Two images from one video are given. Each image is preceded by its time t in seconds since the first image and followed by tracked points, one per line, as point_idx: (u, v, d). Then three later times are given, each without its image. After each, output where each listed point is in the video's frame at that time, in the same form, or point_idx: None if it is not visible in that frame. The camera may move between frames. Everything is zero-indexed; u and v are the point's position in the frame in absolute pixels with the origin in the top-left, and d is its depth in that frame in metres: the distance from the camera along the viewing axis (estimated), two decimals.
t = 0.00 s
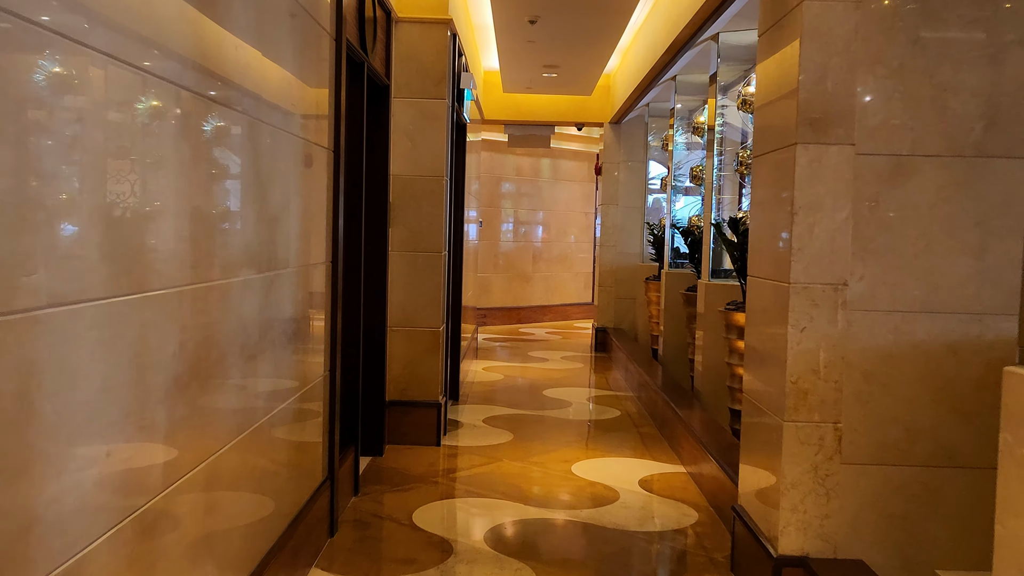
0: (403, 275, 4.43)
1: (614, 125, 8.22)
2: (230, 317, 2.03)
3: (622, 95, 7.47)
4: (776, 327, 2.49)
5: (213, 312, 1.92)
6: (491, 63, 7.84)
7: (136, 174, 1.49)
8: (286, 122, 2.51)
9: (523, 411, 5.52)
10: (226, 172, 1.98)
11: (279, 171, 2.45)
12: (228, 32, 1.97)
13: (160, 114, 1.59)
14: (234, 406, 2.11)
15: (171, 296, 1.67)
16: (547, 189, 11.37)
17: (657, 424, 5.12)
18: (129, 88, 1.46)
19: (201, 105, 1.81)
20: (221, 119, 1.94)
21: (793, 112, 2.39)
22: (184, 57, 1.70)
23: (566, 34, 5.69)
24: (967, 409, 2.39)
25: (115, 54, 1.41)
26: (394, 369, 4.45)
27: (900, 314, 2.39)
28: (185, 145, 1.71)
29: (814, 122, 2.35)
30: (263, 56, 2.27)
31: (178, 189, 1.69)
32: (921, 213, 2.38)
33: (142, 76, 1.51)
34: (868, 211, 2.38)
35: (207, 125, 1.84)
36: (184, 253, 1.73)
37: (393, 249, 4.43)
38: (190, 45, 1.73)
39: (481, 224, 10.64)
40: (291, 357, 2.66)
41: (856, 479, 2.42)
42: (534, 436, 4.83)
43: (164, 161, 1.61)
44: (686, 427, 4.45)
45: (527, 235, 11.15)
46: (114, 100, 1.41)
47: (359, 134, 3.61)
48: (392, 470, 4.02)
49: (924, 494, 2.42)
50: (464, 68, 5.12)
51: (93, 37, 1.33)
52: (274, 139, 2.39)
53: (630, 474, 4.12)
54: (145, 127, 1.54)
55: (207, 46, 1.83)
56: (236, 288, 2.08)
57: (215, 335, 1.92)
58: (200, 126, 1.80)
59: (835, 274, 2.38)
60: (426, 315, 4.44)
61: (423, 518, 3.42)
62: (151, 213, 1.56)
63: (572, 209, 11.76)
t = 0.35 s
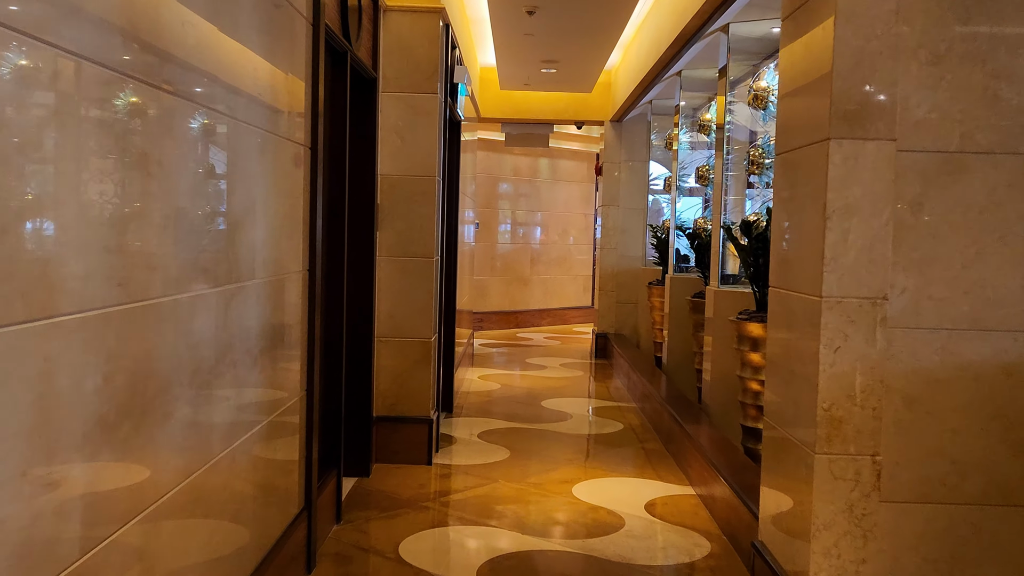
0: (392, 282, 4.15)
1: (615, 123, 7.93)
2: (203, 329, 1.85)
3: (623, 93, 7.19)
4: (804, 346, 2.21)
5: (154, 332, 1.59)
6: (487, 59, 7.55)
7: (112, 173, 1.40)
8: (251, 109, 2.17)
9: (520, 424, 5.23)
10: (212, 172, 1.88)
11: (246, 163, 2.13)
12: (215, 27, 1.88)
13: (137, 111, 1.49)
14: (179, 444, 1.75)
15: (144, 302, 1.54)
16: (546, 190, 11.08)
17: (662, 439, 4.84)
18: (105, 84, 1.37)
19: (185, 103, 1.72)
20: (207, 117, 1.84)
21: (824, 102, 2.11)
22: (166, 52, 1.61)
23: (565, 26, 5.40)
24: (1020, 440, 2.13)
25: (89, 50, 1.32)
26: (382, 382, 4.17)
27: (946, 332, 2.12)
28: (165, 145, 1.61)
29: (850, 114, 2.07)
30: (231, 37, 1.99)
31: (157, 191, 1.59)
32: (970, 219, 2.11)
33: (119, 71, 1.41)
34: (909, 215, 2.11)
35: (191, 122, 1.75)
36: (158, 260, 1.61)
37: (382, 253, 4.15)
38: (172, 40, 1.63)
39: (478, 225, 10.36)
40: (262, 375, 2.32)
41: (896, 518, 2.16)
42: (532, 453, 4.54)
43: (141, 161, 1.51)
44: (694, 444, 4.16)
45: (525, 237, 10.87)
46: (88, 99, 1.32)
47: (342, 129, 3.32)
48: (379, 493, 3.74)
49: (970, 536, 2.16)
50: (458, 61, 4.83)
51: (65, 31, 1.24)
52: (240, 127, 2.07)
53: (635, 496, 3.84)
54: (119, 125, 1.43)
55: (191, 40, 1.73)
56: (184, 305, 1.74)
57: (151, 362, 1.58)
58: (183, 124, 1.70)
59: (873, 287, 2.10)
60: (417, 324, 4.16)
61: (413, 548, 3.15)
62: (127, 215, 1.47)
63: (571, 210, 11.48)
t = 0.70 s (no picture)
0: (380, 282, 3.86)
1: (617, 118, 7.64)
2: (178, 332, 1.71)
3: (626, 86, 6.90)
4: (846, 356, 1.93)
5: (74, 345, 1.30)
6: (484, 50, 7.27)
7: (90, 166, 1.32)
8: (208, 85, 1.86)
9: (518, 433, 4.94)
10: (199, 167, 1.81)
11: (219, 150, 1.95)
12: (189, 9, 1.73)
13: (116, 100, 1.40)
14: (98, 487, 1.40)
15: (117, 302, 1.44)
16: (545, 188, 10.80)
17: (670, 448, 4.56)
18: (83, 74, 1.29)
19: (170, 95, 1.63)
20: (193, 109, 1.76)
21: (869, 74, 1.82)
22: (147, 40, 1.52)
23: (566, 13, 5.12)
24: None
25: (69, 35, 1.24)
26: (370, 389, 3.88)
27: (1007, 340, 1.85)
28: (146, 138, 1.52)
29: (901, 88, 1.78)
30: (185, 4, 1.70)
31: (139, 185, 1.50)
32: None
33: (96, 58, 1.33)
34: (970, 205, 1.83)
35: (174, 115, 1.66)
36: (134, 258, 1.50)
37: (370, 251, 3.86)
38: (153, 28, 1.54)
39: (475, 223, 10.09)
40: (220, 391, 2.00)
41: (950, 552, 1.88)
42: (531, 465, 4.26)
43: (121, 153, 1.43)
44: (704, 456, 3.88)
45: (523, 237, 10.59)
46: (63, 88, 1.23)
47: (324, 115, 3.02)
48: (367, 510, 3.46)
49: None
50: (452, 47, 4.53)
51: (39, 15, 1.16)
52: (220, 114, 1.93)
53: (644, 514, 3.56)
54: (101, 117, 1.36)
55: (173, 29, 1.64)
56: (114, 309, 1.43)
57: (62, 380, 1.27)
58: (166, 115, 1.61)
59: (926, 288, 1.82)
60: (408, 327, 3.87)
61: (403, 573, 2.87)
62: (107, 211, 1.39)
63: (571, 208, 11.18)
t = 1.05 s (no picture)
0: (365, 284, 3.58)
1: (619, 113, 7.39)
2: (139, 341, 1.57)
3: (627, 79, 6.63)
4: (896, 374, 1.66)
5: None
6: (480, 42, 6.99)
7: (64, 160, 1.27)
8: (155, 56, 1.59)
9: (515, 444, 4.66)
10: (183, 163, 1.76)
11: (204, 145, 1.88)
12: None
13: (92, 91, 1.34)
14: None
15: (75, 305, 1.34)
16: (543, 186, 10.51)
17: (676, 462, 4.28)
18: (61, 67, 1.24)
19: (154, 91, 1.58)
20: (178, 103, 1.72)
21: (926, 45, 1.56)
22: (126, 30, 1.46)
23: None
24: None
25: (47, 25, 1.20)
26: (354, 401, 3.59)
27: None
28: (125, 134, 1.47)
29: (966, 60, 1.52)
30: None
31: (119, 180, 1.46)
32: None
33: (75, 49, 1.28)
34: None
35: (158, 110, 1.62)
36: (100, 255, 1.41)
37: (354, 252, 3.57)
38: (132, 17, 1.48)
39: (472, 223, 9.80)
40: (162, 418, 1.71)
41: None
42: (528, 481, 3.98)
43: (100, 149, 1.38)
44: (715, 472, 3.60)
45: (520, 237, 10.30)
46: (39, 80, 1.18)
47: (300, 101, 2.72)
48: (350, 533, 3.18)
49: None
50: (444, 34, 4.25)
51: None
52: (204, 107, 1.88)
53: (650, 537, 3.28)
54: (79, 111, 1.31)
55: (156, 19, 1.59)
56: (7, 321, 1.14)
57: None
58: (146, 108, 1.56)
59: (993, 296, 1.56)
60: (395, 333, 3.59)
61: None
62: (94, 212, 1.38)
63: (570, 207, 10.90)
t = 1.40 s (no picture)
0: (346, 291, 3.28)
1: (620, 109, 7.05)
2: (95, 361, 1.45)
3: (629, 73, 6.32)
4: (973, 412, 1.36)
5: None
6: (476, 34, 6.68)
7: None
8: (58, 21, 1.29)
9: (510, 460, 4.36)
10: (107, 153, 1.48)
11: (140, 134, 1.61)
12: None
13: (63, 85, 1.32)
14: None
15: (31, 311, 1.25)
16: (541, 186, 10.21)
17: (684, 481, 3.98)
18: None
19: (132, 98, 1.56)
20: (102, 82, 1.45)
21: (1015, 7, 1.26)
22: None
23: None
24: None
25: None
26: (334, 419, 3.28)
27: None
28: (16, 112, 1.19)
29: None
30: None
31: (95, 183, 1.44)
32: None
33: None
34: None
35: (68, 86, 1.34)
36: (60, 257, 1.33)
37: (334, 256, 3.27)
38: None
39: (468, 224, 9.49)
40: (76, 464, 1.39)
41: None
42: (525, 504, 3.67)
43: None
44: (728, 497, 3.30)
45: (518, 238, 10.00)
46: None
47: (266, 88, 2.41)
48: (328, 566, 2.88)
49: None
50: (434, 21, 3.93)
51: None
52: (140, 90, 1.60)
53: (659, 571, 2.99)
54: None
55: None
56: None
57: None
58: (50, 85, 1.28)
59: None
60: (379, 345, 3.29)
61: None
62: (85, 212, 1.41)
63: (569, 207, 10.58)
